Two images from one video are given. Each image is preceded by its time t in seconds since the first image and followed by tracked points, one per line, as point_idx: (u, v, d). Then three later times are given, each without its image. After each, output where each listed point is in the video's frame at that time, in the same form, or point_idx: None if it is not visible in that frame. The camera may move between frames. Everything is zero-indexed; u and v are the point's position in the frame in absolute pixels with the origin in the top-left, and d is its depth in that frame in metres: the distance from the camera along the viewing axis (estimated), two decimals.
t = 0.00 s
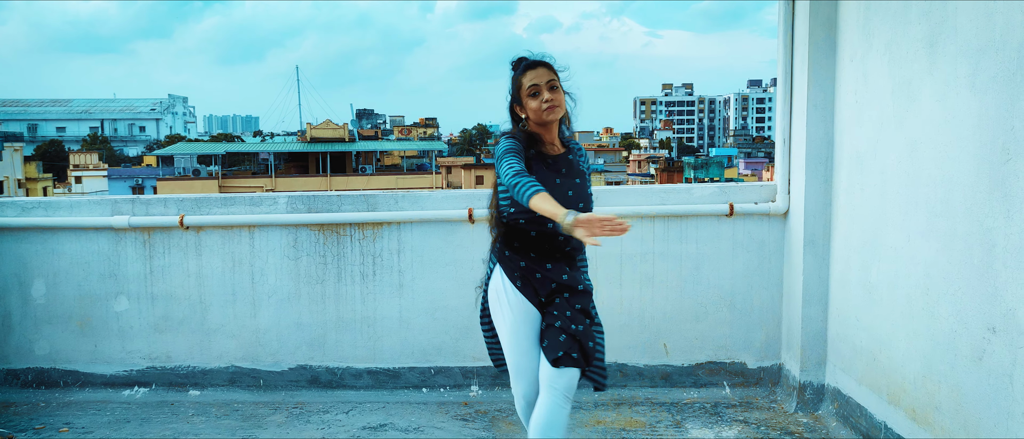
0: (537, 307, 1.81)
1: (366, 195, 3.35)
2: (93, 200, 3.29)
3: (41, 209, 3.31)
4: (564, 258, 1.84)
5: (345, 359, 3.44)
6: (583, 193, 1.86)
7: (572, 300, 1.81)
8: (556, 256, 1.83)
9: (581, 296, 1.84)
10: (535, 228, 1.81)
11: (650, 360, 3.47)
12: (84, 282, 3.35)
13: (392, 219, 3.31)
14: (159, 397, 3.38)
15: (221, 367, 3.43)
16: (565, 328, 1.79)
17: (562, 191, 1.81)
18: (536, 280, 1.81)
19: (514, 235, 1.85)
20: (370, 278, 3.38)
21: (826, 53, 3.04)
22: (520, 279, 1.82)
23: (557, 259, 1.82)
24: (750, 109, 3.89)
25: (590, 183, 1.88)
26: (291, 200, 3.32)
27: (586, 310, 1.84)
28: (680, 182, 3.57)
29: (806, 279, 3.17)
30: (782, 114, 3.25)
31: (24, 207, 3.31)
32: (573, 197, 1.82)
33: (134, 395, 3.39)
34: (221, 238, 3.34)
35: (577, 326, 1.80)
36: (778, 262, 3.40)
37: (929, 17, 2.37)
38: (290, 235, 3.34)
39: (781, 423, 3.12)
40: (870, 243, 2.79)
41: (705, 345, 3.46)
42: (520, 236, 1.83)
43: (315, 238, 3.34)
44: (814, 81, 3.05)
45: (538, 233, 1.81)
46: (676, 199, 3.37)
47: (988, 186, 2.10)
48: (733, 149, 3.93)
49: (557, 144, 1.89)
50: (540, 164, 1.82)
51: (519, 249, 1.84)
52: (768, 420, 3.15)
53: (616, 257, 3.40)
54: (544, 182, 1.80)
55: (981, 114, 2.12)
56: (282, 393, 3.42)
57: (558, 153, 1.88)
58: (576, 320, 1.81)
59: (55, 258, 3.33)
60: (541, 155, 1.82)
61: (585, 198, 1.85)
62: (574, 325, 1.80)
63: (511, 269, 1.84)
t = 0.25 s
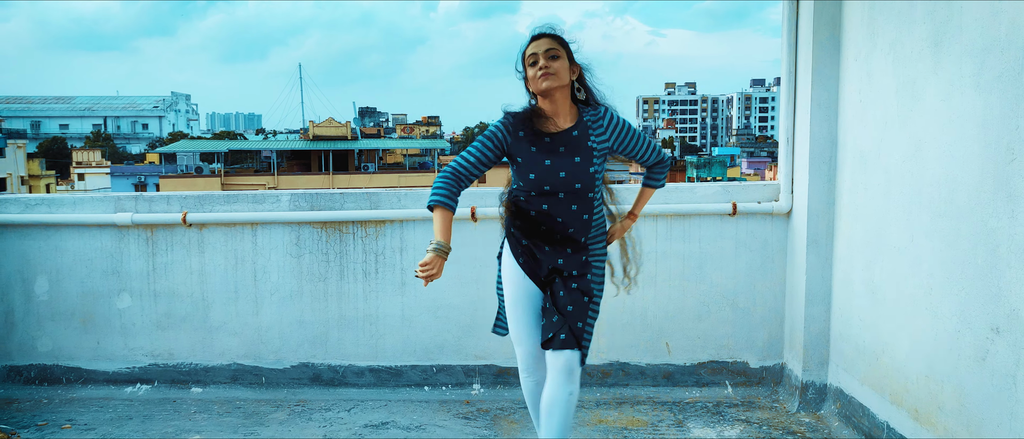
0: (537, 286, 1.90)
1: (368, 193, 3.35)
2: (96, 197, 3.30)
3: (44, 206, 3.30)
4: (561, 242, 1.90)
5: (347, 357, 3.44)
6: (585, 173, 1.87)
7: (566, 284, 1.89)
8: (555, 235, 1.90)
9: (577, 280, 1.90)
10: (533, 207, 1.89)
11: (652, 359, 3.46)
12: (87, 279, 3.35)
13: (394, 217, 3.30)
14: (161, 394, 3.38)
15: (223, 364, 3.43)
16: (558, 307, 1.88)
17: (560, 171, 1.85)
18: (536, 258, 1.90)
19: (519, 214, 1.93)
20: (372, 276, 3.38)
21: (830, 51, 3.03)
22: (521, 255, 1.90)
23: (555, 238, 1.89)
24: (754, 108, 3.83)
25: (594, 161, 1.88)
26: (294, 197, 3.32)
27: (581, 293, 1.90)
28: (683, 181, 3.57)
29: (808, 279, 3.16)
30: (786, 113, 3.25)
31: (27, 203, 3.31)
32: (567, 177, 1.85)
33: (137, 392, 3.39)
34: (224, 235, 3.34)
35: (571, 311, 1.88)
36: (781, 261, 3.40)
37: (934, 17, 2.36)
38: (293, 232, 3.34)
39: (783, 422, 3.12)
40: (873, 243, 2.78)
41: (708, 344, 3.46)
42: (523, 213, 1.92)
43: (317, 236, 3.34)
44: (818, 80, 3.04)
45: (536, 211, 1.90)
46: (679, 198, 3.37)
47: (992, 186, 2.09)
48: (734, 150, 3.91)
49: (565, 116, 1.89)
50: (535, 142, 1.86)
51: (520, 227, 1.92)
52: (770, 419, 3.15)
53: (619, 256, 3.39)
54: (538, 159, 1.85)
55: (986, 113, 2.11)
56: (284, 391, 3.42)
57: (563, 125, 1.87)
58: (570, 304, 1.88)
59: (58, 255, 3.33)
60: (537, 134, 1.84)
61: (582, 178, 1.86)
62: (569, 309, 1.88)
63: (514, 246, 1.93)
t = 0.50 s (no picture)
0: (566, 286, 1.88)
1: (370, 194, 3.35)
2: (99, 197, 3.31)
3: (46, 206, 3.30)
4: (575, 231, 1.85)
5: (349, 357, 3.44)
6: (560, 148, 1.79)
7: (593, 275, 1.84)
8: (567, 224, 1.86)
9: (605, 268, 1.84)
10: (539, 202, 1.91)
11: (654, 360, 3.46)
12: (90, 279, 3.36)
13: (397, 217, 3.30)
14: (163, 394, 3.38)
15: (225, 365, 3.43)
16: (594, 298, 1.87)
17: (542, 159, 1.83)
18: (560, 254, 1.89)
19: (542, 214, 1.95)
20: (374, 277, 3.37)
21: (833, 51, 3.03)
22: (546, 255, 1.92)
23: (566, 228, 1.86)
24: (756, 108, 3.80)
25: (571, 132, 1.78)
26: (296, 198, 3.33)
27: (608, 279, 1.84)
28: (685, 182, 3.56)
29: (811, 279, 3.16)
30: (788, 113, 3.25)
31: (30, 203, 3.31)
32: (546, 159, 1.81)
33: (139, 392, 3.39)
34: (226, 235, 3.34)
35: (607, 301, 1.86)
36: (784, 262, 3.39)
37: (937, 17, 2.35)
38: (295, 232, 3.34)
39: (786, 423, 3.11)
40: (876, 243, 2.78)
41: (710, 345, 3.45)
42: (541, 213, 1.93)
43: (320, 236, 3.34)
44: (820, 80, 3.04)
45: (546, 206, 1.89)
46: (682, 198, 3.36)
47: (995, 186, 2.08)
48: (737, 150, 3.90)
49: (542, 100, 1.89)
50: (517, 130, 1.90)
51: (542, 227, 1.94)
52: (773, 420, 3.14)
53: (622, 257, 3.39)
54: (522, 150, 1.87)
55: (990, 114, 2.10)
56: (286, 391, 3.42)
57: (538, 109, 1.89)
58: (601, 294, 1.86)
59: (61, 255, 3.34)
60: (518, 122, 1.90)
61: (559, 156, 1.79)
62: (605, 299, 1.86)
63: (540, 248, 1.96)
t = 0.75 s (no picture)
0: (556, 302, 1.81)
1: (372, 193, 3.36)
2: (100, 196, 3.32)
3: (48, 204, 3.33)
4: (561, 246, 1.79)
5: (350, 357, 3.44)
6: (549, 165, 1.77)
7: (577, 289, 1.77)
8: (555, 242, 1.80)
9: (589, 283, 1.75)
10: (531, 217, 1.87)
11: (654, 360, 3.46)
12: (91, 278, 3.36)
13: (397, 217, 3.30)
14: (164, 393, 3.38)
15: (226, 364, 3.43)
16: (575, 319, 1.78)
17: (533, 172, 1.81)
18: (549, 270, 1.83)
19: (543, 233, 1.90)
20: (375, 276, 3.38)
21: (835, 53, 3.02)
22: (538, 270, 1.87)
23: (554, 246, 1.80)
24: (757, 109, 3.78)
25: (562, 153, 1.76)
26: (298, 197, 3.33)
27: (592, 295, 1.75)
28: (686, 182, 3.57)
29: (812, 280, 3.16)
30: (789, 114, 3.25)
31: (32, 202, 3.32)
32: (535, 174, 1.79)
33: (140, 391, 3.39)
34: (227, 235, 3.34)
35: (594, 319, 1.76)
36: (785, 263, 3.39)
37: (938, 18, 2.36)
38: (296, 232, 3.34)
39: (787, 424, 3.11)
40: (878, 245, 2.77)
41: (711, 345, 3.45)
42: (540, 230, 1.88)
43: (321, 236, 3.34)
44: (822, 82, 3.04)
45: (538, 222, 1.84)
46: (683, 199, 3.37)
47: (997, 188, 2.08)
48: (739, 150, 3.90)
49: (558, 125, 1.85)
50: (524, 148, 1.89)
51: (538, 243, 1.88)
52: (774, 421, 3.14)
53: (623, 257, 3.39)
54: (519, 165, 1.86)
55: (991, 116, 2.10)
56: (286, 390, 3.42)
57: (552, 133, 1.85)
58: (585, 311, 1.77)
59: (62, 253, 3.34)
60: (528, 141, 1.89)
61: (547, 170, 1.76)
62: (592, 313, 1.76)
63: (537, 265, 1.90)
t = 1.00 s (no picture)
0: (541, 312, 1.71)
1: (371, 192, 3.36)
2: (99, 196, 3.32)
3: (47, 204, 3.33)
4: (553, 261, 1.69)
5: (349, 356, 3.44)
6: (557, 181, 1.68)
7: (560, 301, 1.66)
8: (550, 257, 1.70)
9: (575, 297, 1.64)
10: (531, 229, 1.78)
11: (654, 358, 3.46)
12: (90, 278, 3.36)
13: (397, 215, 3.31)
14: (164, 392, 3.38)
15: (226, 363, 3.43)
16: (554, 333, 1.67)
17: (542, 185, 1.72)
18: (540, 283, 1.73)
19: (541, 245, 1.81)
20: (375, 275, 3.38)
21: (833, 50, 3.02)
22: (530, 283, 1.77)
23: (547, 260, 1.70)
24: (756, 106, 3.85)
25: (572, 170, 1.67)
26: (297, 196, 3.33)
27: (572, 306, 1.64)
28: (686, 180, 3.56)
29: (812, 278, 3.16)
30: (788, 112, 3.25)
31: (31, 202, 3.32)
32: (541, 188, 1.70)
33: (139, 390, 3.39)
34: (227, 234, 3.34)
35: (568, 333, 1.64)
36: (785, 260, 3.39)
37: (937, 15, 2.36)
38: (295, 231, 3.34)
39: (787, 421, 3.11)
40: (877, 242, 2.77)
41: (711, 343, 3.45)
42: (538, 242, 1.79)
43: (320, 234, 3.34)
44: (821, 79, 3.04)
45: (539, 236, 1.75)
46: (682, 197, 3.37)
47: (996, 185, 2.08)
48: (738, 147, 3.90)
49: (568, 140, 1.78)
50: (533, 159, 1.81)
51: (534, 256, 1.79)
52: (774, 418, 3.14)
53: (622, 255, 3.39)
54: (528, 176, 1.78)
55: (990, 112, 2.10)
56: (286, 389, 3.42)
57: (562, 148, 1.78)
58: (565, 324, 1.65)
59: (61, 253, 3.34)
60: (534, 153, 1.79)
61: (554, 186, 1.68)
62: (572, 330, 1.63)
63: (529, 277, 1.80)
